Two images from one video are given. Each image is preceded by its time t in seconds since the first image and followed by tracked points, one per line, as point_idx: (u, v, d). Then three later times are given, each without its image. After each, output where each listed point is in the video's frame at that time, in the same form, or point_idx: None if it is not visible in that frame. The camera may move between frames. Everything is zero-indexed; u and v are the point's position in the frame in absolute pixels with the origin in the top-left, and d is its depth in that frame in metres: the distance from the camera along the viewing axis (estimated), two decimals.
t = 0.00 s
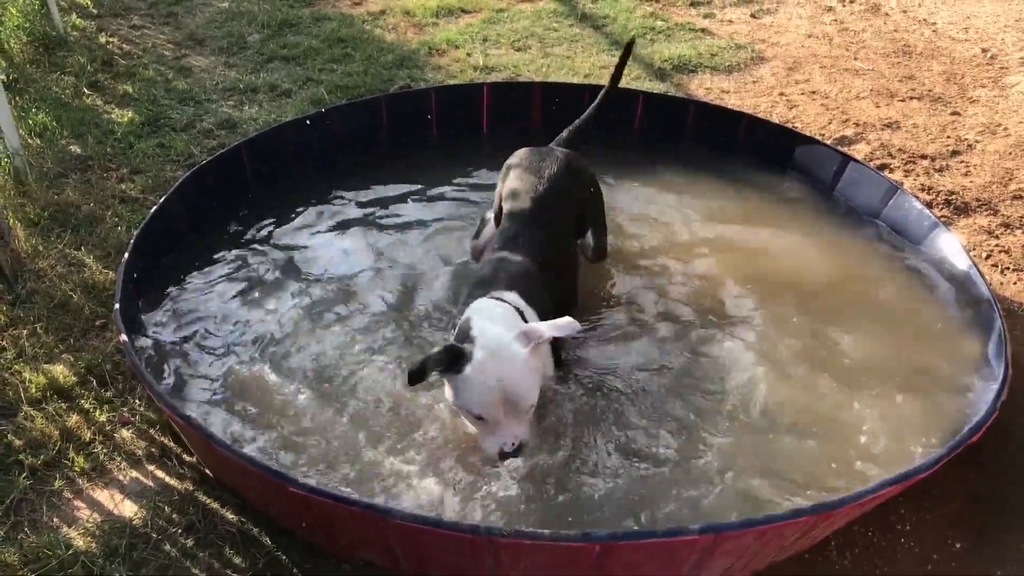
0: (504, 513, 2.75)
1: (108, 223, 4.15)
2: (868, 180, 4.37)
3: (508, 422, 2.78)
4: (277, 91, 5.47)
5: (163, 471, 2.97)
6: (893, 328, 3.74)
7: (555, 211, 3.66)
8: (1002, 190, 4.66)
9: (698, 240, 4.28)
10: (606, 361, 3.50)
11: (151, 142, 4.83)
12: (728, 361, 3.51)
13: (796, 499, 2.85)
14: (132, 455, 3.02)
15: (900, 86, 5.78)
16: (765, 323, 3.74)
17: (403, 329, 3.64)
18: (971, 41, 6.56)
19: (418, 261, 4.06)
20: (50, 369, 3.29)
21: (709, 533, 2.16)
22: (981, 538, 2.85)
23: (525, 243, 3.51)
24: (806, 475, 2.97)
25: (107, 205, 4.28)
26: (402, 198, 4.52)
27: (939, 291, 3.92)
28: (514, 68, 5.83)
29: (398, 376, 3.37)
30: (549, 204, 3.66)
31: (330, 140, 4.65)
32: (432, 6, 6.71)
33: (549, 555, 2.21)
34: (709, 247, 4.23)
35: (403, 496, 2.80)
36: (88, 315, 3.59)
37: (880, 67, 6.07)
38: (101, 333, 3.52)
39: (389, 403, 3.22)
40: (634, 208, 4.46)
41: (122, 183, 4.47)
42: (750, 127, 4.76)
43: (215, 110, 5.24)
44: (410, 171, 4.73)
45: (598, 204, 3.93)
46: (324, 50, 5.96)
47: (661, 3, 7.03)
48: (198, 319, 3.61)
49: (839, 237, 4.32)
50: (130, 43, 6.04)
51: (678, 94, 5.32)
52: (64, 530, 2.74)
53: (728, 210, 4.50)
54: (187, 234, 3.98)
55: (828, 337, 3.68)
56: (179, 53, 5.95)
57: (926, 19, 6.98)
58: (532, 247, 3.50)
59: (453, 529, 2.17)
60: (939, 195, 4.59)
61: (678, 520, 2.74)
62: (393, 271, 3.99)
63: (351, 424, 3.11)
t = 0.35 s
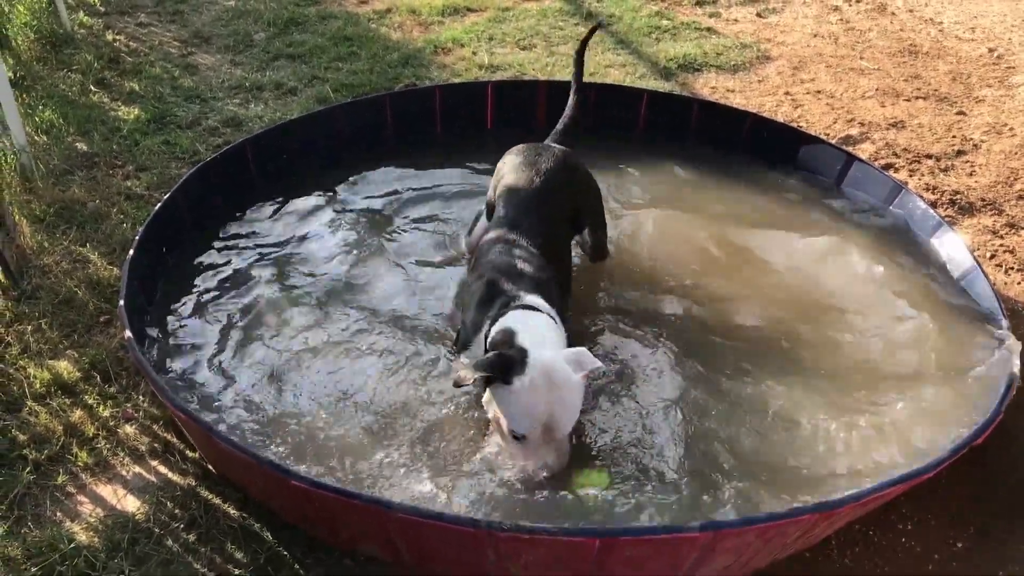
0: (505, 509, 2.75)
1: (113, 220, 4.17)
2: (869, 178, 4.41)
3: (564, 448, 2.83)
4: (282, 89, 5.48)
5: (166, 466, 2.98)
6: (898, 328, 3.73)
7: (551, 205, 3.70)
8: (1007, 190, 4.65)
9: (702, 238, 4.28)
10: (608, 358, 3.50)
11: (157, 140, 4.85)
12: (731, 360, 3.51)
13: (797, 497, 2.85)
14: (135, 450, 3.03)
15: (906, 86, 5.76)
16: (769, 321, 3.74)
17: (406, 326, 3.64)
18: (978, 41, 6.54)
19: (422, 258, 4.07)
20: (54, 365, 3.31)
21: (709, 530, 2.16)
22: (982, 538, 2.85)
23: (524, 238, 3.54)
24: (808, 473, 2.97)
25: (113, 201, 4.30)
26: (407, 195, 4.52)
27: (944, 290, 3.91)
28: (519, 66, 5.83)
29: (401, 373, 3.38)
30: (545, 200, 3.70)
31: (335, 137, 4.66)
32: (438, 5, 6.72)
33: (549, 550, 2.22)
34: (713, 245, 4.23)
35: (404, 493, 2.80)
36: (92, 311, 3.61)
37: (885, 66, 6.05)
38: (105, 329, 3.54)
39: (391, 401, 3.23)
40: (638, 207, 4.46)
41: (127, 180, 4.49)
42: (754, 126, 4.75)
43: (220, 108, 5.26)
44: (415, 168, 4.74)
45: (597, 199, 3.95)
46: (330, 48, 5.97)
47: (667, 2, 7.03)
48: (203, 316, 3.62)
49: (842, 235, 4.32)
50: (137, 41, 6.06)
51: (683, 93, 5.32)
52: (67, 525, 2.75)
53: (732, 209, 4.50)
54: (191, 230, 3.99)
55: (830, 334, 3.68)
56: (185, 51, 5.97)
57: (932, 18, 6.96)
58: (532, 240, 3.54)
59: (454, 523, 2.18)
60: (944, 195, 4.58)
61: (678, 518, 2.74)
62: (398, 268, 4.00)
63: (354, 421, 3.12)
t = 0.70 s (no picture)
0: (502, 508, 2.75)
1: (114, 219, 4.17)
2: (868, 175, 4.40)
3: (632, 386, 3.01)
4: (283, 89, 5.48)
5: (166, 465, 2.98)
6: (899, 329, 3.72)
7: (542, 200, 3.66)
8: (1008, 189, 4.65)
9: (702, 238, 4.27)
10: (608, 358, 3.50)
11: (158, 139, 4.85)
12: (730, 359, 3.50)
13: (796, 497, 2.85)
14: (136, 449, 3.04)
15: (908, 84, 5.75)
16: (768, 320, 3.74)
17: (406, 325, 3.65)
18: (979, 39, 6.53)
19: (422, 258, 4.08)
20: (55, 365, 3.32)
21: (708, 525, 2.16)
22: (983, 537, 2.84)
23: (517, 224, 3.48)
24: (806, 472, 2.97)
25: (114, 201, 4.30)
26: (407, 195, 4.52)
27: (946, 291, 3.89)
28: (520, 65, 5.83)
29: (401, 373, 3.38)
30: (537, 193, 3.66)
31: (336, 137, 4.66)
32: (439, 4, 6.72)
33: (549, 545, 2.22)
34: (713, 245, 4.23)
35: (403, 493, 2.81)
36: (93, 310, 3.61)
37: (887, 64, 6.04)
38: (106, 328, 3.54)
39: (391, 401, 3.23)
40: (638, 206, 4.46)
41: (129, 180, 4.49)
42: (755, 125, 4.73)
43: (222, 107, 5.26)
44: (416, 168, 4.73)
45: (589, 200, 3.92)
46: (331, 47, 5.98)
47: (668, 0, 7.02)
48: (202, 317, 3.62)
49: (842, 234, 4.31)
50: (138, 40, 6.07)
51: (685, 91, 5.31)
52: (67, 524, 2.76)
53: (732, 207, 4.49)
54: (191, 230, 3.99)
55: (828, 334, 3.68)
56: (186, 51, 5.97)
57: (934, 16, 6.95)
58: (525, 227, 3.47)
59: (453, 516, 2.17)
60: (945, 193, 4.57)
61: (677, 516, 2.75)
62: (398, 269, 4.00)
63: (352, 422, 3.13)
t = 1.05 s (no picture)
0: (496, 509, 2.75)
1: (106, 221, 4.16)
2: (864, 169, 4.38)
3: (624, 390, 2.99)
4: (275, 89, 5.47)
5: (159, 468, 2.97)
6: (893, 327, 3.71)
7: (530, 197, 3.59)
8: (1001, 184, 4.65)
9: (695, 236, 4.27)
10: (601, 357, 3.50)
11: (150, 141, 4.84)
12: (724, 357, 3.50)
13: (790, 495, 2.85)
14: (129, 452, 3.03)
15: (900, 80, 5.76)
16: (762, 319, 3.74)
17: (400, 326, 3.64)
18: (971, 35, 6.54)
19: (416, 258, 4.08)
20: (47, 368, 3.31)
21: (701, 522, 2.16)
22: (977, 532, 2.84)
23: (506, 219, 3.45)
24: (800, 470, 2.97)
25: (106, 203, 4.29)
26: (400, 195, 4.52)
27: (940, 290, 3.88)
28: (513, 64, 5.83)
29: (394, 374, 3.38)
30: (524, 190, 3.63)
31: (329, 138, 4.67)
32: (431, 3, 6.71)
33: (542, 544, 2.21)
34: (707, 242, 4.23)
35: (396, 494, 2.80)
36: (85, 313, 3.60)
37: (879, 61, 6.05)
38: (98, 331, 3.53)
39: (383, 402, 3.23)
40: (631, 204, 4.45)
41: (121, 182, 4.48)
42: (747, 122, 4.76)
43: (213, 108, 5.25)
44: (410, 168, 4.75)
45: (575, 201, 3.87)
46: (323, 47, 5.97)
47: None
48: (194, 319, 3.62)
49: (836, 232, 4.31)
50: (129, 42, 6.05)
51: (677, 89, 5.31)
52: (60, 528, 2.75)
53: (725, 206, 4.50)
54: (183, 232, 3.98)
55: (822, 332, 3.68)
56: (178, 52, 5.96)
57: (926, 12, 6.96)
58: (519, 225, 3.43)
59: (445, 517, 2.17)
60: (938, 189, 4.58)
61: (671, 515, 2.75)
62: (390, 269, 4.00)
63: (345, 424, 3.12)
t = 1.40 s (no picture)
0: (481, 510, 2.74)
1: (87, 225, 4.13)
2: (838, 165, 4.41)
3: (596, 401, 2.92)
4: (258, 90, 5.45)
5: (142, 472, 2.95)
6: (876, 323, 3.72)
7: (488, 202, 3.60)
8: (982, 179, 4.68)
9: (679, 234, 4.27)
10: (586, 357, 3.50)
11: (132, 143, 4.81)
12: (708, 355, 3.51)
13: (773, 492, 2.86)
14: (111, 457, 3.00)
15: (882, 77, 5.78)
16: (746, 317, 3.74)
17: (384, 328, 3.63)
18: (952, 31, 6.57)
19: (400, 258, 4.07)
20: (28, 373, 3.28)
21: (684, 521, 2.16)
22: (960, 526, 2.86)
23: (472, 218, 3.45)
24: (784, 467, 2.98)
25: (86, 206, 4.26)
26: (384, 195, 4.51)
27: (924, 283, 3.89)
28: (496, 63, 5.82)
29: (378, 377, 3.37)
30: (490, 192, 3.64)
31: (313, 138, 4.66)
32: (414, 3, 6.69)
33: (526, 545, 2.21)
34: (690, 240, 4.24)
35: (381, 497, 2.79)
36: (67, 317, 3.58)
37: (861, 57, 6.07)
38: (80, 336, 3.51)
39: (367, 406, 3.22)
40: (615, 203, 4.46)
41: (102, 184, 4.45)
42: (731, 118, 4.77)
43: (195, 109, 5.22)
44: (394, 167, 4.73)
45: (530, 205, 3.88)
46: (305, 48, 5.94)
47: None
48: (177, 322, 3.60)
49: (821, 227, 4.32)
50: (110, 44, 6.00)
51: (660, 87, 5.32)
52: (41, 534, 2.72)
53: (708, 204, 4.50)
54: (163, 235, 3.96)
55: (806, 326, 3.69)
56: (159, 54, 5.92)
57: (907, 9, 6.99)
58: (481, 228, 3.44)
59: (428, 520, 2.16)
60: (920, 184, 4.60)
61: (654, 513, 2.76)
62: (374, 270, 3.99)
63: (328, 427, 3.11)
